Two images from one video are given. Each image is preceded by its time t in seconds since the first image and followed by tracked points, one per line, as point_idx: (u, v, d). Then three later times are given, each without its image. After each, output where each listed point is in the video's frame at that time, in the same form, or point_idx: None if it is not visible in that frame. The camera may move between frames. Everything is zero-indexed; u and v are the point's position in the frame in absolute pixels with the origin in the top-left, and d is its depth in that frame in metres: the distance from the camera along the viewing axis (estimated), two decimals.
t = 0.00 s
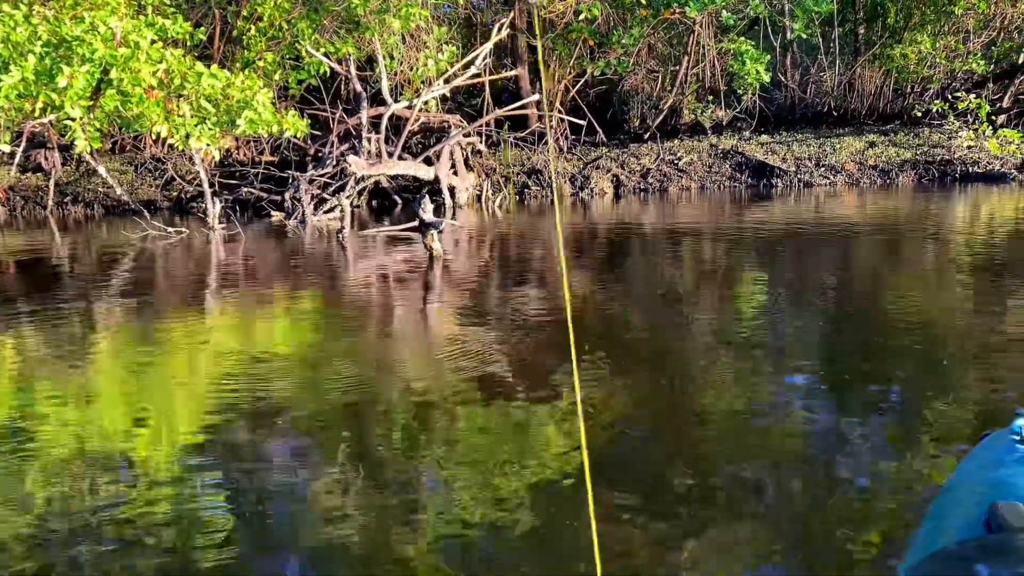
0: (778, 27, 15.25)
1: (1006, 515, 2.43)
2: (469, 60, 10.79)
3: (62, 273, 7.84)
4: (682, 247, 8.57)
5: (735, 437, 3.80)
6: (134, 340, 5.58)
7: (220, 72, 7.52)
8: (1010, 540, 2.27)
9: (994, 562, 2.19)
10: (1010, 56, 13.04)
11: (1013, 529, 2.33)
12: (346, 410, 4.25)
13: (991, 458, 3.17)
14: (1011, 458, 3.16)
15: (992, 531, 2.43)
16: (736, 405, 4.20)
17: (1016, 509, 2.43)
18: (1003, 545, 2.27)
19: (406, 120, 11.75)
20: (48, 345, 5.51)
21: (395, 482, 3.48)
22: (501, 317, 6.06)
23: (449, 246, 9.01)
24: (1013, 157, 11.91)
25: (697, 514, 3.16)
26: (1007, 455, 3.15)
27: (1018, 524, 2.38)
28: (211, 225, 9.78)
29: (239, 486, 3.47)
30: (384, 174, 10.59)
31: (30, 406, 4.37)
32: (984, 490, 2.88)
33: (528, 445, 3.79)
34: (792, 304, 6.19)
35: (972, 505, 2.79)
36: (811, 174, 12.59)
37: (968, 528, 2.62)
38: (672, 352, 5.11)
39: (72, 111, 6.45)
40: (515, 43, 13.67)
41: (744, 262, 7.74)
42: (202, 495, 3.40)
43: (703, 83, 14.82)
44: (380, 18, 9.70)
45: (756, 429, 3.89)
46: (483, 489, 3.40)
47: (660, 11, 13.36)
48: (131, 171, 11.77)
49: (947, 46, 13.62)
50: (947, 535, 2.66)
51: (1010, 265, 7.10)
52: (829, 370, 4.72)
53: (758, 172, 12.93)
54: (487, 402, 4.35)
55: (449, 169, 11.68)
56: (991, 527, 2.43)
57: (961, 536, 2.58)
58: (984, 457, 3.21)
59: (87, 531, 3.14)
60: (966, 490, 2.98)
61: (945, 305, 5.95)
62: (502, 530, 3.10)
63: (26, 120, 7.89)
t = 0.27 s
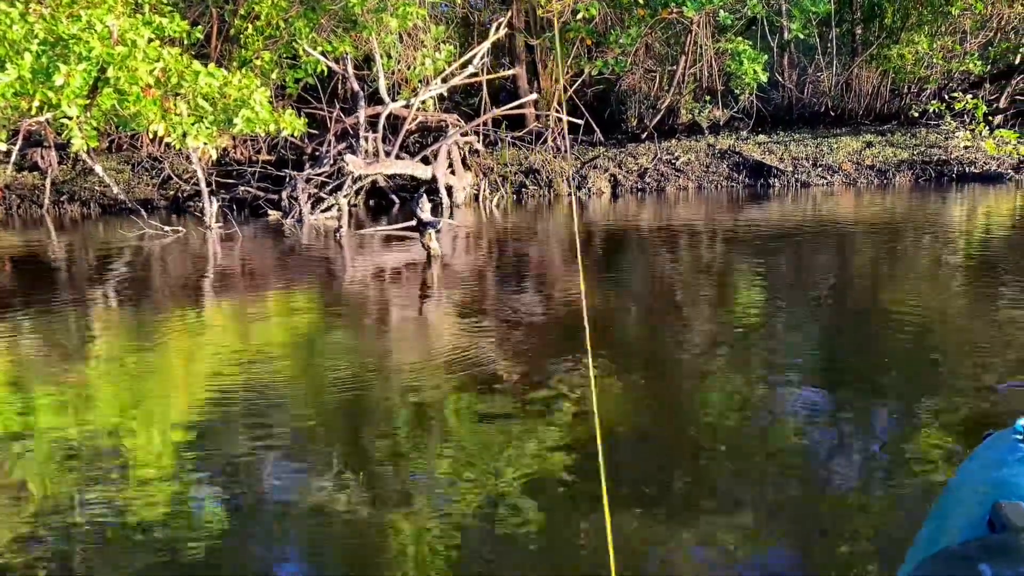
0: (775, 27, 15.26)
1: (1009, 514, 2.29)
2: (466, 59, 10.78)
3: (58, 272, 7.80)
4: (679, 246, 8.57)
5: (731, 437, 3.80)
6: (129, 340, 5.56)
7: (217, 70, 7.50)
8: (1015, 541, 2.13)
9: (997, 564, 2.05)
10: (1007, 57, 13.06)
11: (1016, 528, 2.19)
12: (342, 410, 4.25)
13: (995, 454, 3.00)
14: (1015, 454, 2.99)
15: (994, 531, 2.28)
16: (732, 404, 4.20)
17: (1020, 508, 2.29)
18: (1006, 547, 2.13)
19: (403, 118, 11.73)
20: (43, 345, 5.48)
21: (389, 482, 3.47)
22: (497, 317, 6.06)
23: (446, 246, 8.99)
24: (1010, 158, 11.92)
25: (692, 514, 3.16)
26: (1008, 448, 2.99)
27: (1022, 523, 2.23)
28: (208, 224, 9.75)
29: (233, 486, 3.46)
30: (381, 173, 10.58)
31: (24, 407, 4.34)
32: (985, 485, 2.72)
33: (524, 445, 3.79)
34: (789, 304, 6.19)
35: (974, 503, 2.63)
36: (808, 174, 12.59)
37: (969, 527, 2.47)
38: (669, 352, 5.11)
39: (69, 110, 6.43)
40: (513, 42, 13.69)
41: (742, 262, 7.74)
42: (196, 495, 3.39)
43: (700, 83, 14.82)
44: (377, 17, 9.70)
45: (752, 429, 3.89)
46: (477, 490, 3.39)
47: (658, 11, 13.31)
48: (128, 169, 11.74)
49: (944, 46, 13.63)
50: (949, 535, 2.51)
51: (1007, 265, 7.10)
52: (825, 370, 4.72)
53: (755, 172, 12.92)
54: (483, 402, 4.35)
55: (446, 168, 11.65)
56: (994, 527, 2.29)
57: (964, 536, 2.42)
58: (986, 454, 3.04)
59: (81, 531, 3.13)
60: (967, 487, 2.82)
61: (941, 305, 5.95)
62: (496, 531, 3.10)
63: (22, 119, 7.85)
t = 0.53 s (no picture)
0: (771, 27, 15.28)
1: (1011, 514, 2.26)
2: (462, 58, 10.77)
3: (53, 272, 7.79)
4: (676, 246, 8.58)
5: (727, 437, 3.81)
6: (126, 340, 5.55)
7: (213, 70, 7.48)
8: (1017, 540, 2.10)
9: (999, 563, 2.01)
10: (1002, 57, 13.08)
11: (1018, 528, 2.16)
12: (339, 410, 4.25)
13: (995, 453, 2.97)
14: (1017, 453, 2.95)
15: (996, 531, 2.25)
16: (729, 404, 4.21)
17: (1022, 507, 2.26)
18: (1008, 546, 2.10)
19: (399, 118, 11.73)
20: (39, 345, 5.48)
21: (386, 482, 3.47)
22: (494, 316, 6.06)
23: (442, 245, 9.00)
24: (1005, 157, 11.94)
25: (689, 514, 3.16)
26: (1008, 447, 2.97)
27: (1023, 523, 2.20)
28: (204, 223, 9.74)
29: (230, 486, 3.46)
30: (378, 172, 10.58)
31: (20, 406, 4.34)
32: (985, 484, 2.69)
33: (521, 445, 3.79)
34: (786, 304, 6.20)
35: (975, 502, 2.60)
36: (804, 173, 12.60)
37: (970, 527, 2.44)
38: (666, 352, 5.12)
39: (64, 109, 6.41)
40: (510, 42, 13.69)
41: (738, 261, 7.75)
42: (193, 494, 3.40)
43: (696, 82, 14.85)
44: (374, 16, 9.74)
45: (749, 429, 3.90)
46: (474, 489, 3.39)
47: (654, 10, 13.20)
48: (124, 168, 11.73)
49: (939, 46, 13.64)
50: (949, 535, 2.47)
51: (1003, 265, 7.11)
52: (821, 370, 4.72)
53: (751, 172, 12.93)
54: (480, 401, 4.35)
55: (442, 167, 11.65)
56: (995, 527, 2.26)
57: (965, 536, 2.39)
58: (986, 453, 3.02)
59: (78, 531, 3.13)
60: (966, 487, 2.79)
61: (938, 305, 5.96)
62: (493, 531, 3.10)
63: (18, 118, 7.83)
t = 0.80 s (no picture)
0: (766, 26, 15.30)
1: (1009, 514, 2.26)
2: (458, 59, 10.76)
3: (48, 273, 7.76)
4: (672, 245, 8.59)
5: (723, 436, 3.82)
6: (121, 341, 5.54)
7: (209, 70, 7.44)
8: (1014, 539, 2.10)
9: (995, 562, 2.02)
10: (996, 57, 13.11)
11: (1016, 527, 2.16)
12: (335, 411, 4.24)
13: (994, 454, 2.97)
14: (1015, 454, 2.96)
15: (994, 531, 2.25)
16: (726, 404, 4.21)
17: (1020, 507, 2.26)
18: (1005, 544, 2.11)
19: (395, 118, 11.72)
20: (34, 346, 5.46)
21: (382, 483, 3.46)
22: (490, 316, 6.05)
23: (438, 245, 8.99)
24: (999, 157, 11.98)
25: (686, 514, 3.16)
26: (1007, 449, 2.97)
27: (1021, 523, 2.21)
28: (199, 223, 9.72)
29: (226, 487, 3.45)
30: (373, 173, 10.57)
31: (15, 408, 4.33)
32: (984, 485, 2.70)
33: (517, 445, 3.79)
34: (782, 303, 6.20)
35: (974, 502, 2.61)
36: (799, 173, 12.62)
37: (968, 527, 2.45)
38: (662, 352, 5.11)
39: (59, 110, 6.38)
40: (505, 42, 13.69)
41: (734, 261, 7.75)
42: (189, 495, 3.39)
43: (692, 82, 14.88)
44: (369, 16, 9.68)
45: (745, 429, 3.89)
46: (470, 490, 3.39)
47: (649, 10, 13.22)
48: (119, 169, 11.70)
49: (934, 46, 13.68)
50: (947, 535, 2.48)
51: (997, 264, 7.14)
52: (817, 369, 4.73)
53: (746, 171, 12.95)
54: (476, 402, 4.35)
55: (438, 167, 11.63)
56: (993, 527, 2.27)
57: (963, 535, 2.40)
58: (985, 453, 3.02)
59: (74, 532, 3.12)
60: (965, 487, 2.79)
61: (933, 304, 5.97)
62: (489, 532, 3.10)
63: (12, 119, 7.81)
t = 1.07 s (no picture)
0: (760, 27, 15.31)
1: (1008, 516, 2.27)
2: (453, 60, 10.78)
3: (41, 275, 7.73)
4: (666, 246, 8.62)
5: (717, 434, 3.84)
6: (116, 343, 5.53)
7: (202, 72, 7.45)
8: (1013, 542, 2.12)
9: (995, 565, 2.04)
10: (989, 57, 13.16)
11: (1015, 530, 2.17)
12: (330, 412, 4.23)
13: (994, 454, 2.98)
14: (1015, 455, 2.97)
15: (992, 533, 2.27)
16: (721, 404, 4.21)
17: (1019, 509, 2.28)
18: (1004, 547, 2.12)
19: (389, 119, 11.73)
20: (28, 349, 5.44)
21: (378, 483, 3.47)
22: (485, 317, 6.05)
23: (433, 246, 8.99)
24: (992, 157, 12.04)
25: (681, 514, 3.16)
26: (1006, 449, 2.98)
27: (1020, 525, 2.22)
28: (193, 225, 9.70)
29: (221, 490, 3.45)
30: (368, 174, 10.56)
31: (8, 411, 4.32)
32: (983, 486, 2.71)
33: (512, 446, 3.80)
34: (776, 303, 6.21)
35: (973, 503, 2.62)
36: (793, 173, 12.63)
37: (967, 528, 2.46)
38: (657, 352, 5.11)
39: (52, 112, 6.36)
40: (500, 42, 13.69)
41: (729, 261, 7.76)
42: (185, 497, 3.38)
43: (686, 83, 14.90)
44: (363, 18, 9.68)
45: (740, 429, 3.90)
46: (465, 491, 3.39)
47: (643, 11, 13.13)
48: (113, 171, 11.67)
49: (927, 46, 13.73)
50: (946, 536, 2.50)
51: (990, 263, 7.18)
52: (812, 369, 4.73)
53: (741, 172, 12.96)
54: (471, 403, 4.34)
55: (433, 168, 11.62)
56: (992, 528, 2.27)
57: (962, 536, 2.41)
58: (984, 454, 3.04)
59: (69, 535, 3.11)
60: (964, 488, 2.81)
61: (927, 304, 5.99)
62: (485, 533, 3.09)
63: (4, 122, 7.78)
